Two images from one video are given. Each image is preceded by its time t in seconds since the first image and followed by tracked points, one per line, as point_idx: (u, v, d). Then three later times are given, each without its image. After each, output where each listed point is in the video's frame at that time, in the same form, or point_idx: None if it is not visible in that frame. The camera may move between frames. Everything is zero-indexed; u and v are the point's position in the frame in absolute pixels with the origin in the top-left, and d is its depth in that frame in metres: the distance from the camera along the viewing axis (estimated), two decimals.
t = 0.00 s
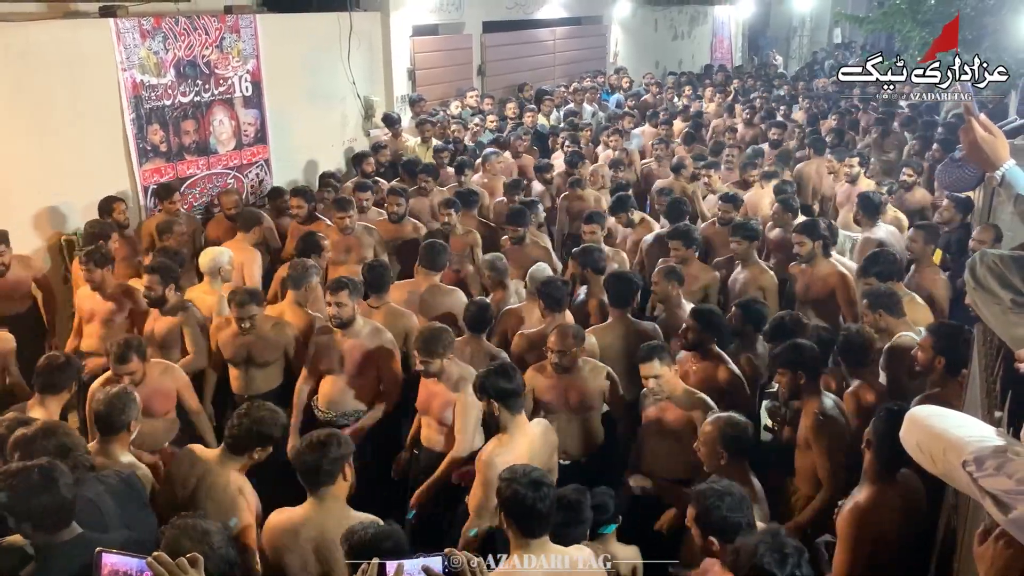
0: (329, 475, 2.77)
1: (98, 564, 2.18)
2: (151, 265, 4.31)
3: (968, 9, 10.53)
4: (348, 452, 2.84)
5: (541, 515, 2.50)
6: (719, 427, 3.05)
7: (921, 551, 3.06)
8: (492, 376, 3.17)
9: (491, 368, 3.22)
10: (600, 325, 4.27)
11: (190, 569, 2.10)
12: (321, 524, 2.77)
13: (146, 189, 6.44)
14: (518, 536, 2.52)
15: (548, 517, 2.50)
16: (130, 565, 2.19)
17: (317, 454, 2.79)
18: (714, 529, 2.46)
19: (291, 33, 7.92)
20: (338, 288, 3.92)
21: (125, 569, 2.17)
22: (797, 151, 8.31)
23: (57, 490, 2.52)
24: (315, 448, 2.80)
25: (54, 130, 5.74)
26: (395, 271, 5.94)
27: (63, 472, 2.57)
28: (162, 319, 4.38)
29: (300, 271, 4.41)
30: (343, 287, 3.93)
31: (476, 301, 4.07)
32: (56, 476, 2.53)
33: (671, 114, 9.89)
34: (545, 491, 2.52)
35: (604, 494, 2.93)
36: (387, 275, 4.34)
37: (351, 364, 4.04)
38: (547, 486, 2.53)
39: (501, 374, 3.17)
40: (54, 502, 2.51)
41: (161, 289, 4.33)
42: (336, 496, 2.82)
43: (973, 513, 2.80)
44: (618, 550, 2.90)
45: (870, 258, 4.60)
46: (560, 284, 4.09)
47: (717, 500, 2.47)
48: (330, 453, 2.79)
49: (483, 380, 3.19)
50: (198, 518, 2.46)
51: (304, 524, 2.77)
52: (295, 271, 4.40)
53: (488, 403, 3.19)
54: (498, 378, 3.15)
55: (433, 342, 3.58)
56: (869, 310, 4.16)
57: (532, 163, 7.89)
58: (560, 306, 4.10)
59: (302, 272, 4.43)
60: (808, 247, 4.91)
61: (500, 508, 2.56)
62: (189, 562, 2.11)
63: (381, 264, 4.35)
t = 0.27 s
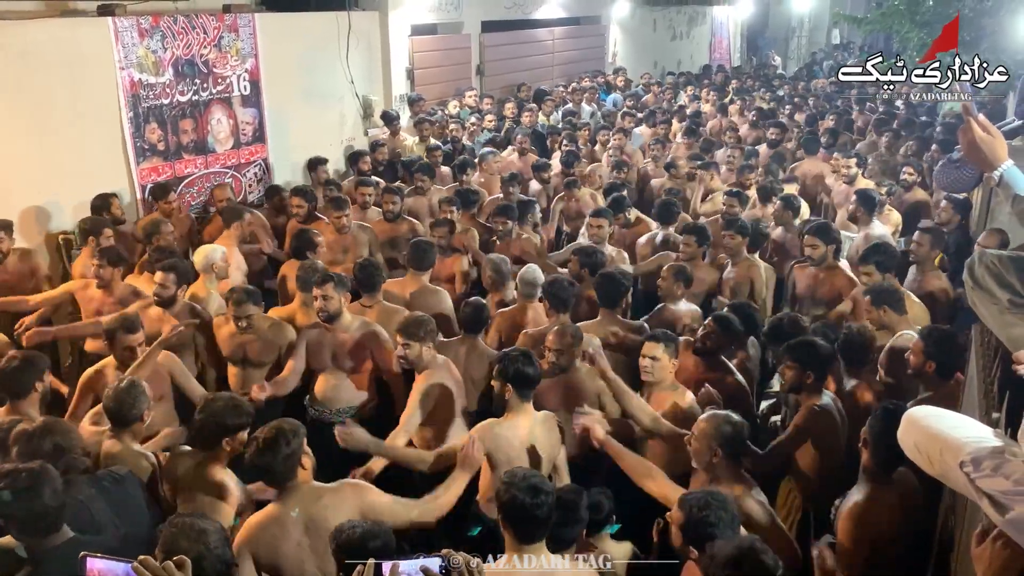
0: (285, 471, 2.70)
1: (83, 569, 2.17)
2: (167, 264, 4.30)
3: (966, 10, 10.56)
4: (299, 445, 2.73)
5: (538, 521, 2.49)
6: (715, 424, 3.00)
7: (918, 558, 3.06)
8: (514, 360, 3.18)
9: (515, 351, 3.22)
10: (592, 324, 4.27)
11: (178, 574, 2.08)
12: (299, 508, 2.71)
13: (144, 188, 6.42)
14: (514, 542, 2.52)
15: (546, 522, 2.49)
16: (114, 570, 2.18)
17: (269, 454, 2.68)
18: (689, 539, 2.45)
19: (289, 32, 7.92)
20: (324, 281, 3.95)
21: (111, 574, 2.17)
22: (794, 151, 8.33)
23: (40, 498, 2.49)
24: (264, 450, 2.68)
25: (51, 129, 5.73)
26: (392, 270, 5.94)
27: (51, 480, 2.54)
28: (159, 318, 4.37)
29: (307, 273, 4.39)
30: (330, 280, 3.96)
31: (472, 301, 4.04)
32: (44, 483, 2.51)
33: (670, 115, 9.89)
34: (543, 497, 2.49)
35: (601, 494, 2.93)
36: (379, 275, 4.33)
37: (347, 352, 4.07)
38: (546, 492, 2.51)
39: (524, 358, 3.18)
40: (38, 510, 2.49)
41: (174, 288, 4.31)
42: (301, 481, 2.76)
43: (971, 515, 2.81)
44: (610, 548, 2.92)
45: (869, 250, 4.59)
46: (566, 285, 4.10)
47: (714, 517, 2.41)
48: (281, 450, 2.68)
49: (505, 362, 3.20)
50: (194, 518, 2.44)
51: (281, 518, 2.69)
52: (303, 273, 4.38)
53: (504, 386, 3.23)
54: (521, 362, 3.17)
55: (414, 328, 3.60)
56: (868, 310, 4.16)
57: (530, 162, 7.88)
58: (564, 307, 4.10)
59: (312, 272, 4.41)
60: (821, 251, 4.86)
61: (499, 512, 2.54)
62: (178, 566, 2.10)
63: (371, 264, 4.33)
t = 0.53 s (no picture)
0: (296, 482, 2.65)
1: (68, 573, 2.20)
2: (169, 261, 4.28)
3: (966, 11, 10.58)
4: (305, 456, 2.68)
5: (530, 527, 2.51)
6: (717, 432, 2.99)
7: (918, 561, 3.05)
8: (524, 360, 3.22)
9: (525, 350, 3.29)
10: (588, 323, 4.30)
11: None
12: (303, 510, 2.68)
13: (142, 186, 6.41)
14: (506, 546, 2.53)
15: (538, 528, 2.50)
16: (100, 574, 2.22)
17: (278, 466, 2.63)
18: (702, 547, 2.44)
19: (289, 30, 7.91)
20: (319, 279, 3.94)
21: None
22: (794, 152, 8.33)
23: (41, 496, 2.49)
24: (272, 464, 2.62)
25: (50, 126, 5.72)
26: (391, 270, 5.93)
27: (54, 477, 2.53)
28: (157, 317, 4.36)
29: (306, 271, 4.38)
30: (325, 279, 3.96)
31: (461, 301, 4.03)
32: (46, 479, 2.50)
33: (669, 115, 9.89)
34: (534, 502, 2.50)
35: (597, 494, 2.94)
36: (377, 276, 4.31)
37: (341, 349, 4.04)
38: (535, 497, 2.51)
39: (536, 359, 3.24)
40: (38, 507, 2.49)
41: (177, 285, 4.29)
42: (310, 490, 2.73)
43: (971, 517, 2.82)
44: (608, 547, 2.93)
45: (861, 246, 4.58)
46: (567, 285, 4.09)
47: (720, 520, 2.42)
48: (290, 460, 2.64)
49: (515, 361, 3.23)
50: (185, 516, 2.45)
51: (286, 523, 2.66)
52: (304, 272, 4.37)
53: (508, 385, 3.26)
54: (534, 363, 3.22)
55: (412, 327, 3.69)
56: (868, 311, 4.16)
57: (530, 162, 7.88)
58: (566, 308, 4.09)
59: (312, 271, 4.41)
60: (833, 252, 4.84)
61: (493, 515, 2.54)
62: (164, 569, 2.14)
63: (370, 265, 4.31)
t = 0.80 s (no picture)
0: (339, 474, 2.69)
1: None
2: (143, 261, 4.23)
3: (967, 13, 10.58)
4: (360, 451, 2.74)
5: (521, 524, 2.51)
6: (722, 422, 3.07)
7: (916, 561, 3.05)
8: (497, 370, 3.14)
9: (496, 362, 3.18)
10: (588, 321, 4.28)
11: None
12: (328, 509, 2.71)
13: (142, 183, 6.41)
14: (497, 545, 2.53)
15: (528, 523, 2.50)
16: None
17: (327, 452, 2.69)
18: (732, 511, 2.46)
19: (290, 27, 7.90)
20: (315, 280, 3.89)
21: None
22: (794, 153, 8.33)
23: (55, 483, 2.51)
24: (326, 446, 2.70)
25: (51, 123, 5.73)
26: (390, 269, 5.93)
27: (68, 468, 2.56)
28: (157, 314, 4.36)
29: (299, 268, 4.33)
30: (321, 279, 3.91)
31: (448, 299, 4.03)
32: (59, 471, 2.53)
33: (669, 115, 9.90)
34: (523, 498, 2.50)
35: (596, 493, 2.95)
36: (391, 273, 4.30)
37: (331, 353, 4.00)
38: (525, 494, 2.51)
39: (508, 368, 3.13)
40: (52, 495, 2.51)
41: (153, 285, 4.25)
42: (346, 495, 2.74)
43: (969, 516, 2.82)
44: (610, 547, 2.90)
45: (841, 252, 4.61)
46: (554, 284, 4.09)
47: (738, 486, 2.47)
48: (343, 451, 2.70)
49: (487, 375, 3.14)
50: (179, 513, 2.45)
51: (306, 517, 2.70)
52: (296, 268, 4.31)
53: (493, 401, 3.16)
54: (507, 373, 3.11)
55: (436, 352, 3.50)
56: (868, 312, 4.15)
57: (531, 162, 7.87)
58: (553, 308, 4.09)
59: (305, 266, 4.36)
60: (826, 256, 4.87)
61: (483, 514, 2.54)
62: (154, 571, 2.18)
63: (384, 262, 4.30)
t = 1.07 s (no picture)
0: (374, 481, 2.66)
1: None
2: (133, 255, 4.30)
3: (967, 15, 10.60)
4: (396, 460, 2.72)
5: (518, 525, 2.51)
6: (722, 415, 3.07)
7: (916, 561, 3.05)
8: (477, 378, 3.12)
9: (477, 370, 3.17)
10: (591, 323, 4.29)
11: None
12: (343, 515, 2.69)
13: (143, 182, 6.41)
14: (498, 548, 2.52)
15: (524, 524, 2.50)
16: None
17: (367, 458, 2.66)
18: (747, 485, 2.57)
19: (291, 26, 7.91)
20: (329, 279, 3.95)
21: None
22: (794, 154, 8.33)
23: (78, 471, 2.56)
24: (364, 451, 2.67)
25: (51, 121, 5.73)
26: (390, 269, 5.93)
27: (88, 455, 2.62)
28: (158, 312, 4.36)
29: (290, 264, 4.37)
30: (335, 279, 3.97)
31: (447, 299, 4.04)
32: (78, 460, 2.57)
33: (669, 116, 9.90)
34: (518, 501, 2.51)
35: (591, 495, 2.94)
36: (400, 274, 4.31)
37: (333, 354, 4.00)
38: (521, 496, 2.52)
39: (488, 377, 3.12)
40: (76, 482, 2.56)
41: (146, 276, 4.31)
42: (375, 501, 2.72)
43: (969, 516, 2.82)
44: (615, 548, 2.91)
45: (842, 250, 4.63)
46: (546, 284, 4.10)
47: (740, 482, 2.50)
48: (382, 456, 2.68)
49: (469, 385, 3.13)
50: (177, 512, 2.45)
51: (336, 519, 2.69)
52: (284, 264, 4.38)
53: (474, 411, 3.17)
54: (485, 381, 3.11)
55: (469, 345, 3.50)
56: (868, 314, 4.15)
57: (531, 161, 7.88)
58: (545, 308, 4.10)
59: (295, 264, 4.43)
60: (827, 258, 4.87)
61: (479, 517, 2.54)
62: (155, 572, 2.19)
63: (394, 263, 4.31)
